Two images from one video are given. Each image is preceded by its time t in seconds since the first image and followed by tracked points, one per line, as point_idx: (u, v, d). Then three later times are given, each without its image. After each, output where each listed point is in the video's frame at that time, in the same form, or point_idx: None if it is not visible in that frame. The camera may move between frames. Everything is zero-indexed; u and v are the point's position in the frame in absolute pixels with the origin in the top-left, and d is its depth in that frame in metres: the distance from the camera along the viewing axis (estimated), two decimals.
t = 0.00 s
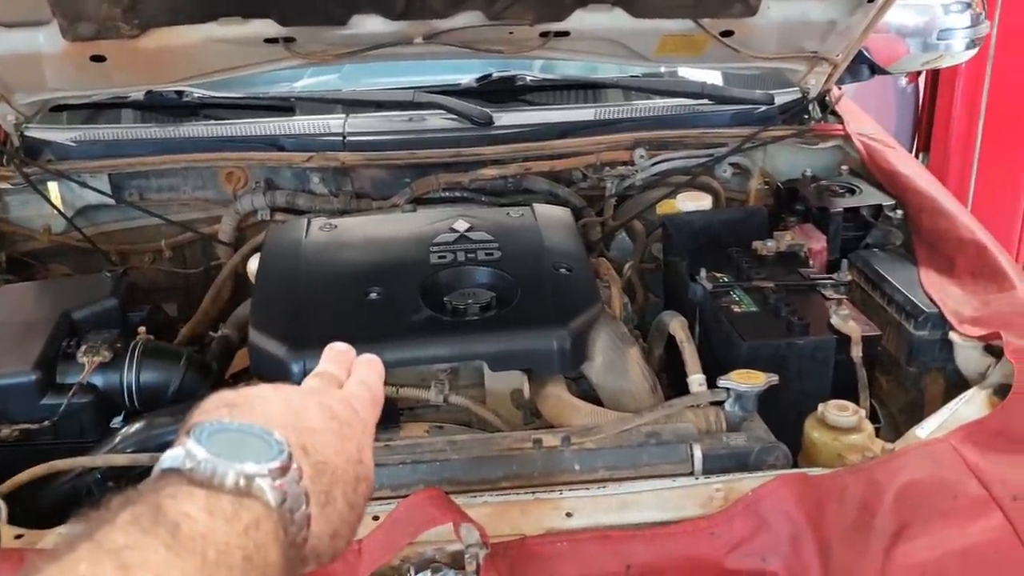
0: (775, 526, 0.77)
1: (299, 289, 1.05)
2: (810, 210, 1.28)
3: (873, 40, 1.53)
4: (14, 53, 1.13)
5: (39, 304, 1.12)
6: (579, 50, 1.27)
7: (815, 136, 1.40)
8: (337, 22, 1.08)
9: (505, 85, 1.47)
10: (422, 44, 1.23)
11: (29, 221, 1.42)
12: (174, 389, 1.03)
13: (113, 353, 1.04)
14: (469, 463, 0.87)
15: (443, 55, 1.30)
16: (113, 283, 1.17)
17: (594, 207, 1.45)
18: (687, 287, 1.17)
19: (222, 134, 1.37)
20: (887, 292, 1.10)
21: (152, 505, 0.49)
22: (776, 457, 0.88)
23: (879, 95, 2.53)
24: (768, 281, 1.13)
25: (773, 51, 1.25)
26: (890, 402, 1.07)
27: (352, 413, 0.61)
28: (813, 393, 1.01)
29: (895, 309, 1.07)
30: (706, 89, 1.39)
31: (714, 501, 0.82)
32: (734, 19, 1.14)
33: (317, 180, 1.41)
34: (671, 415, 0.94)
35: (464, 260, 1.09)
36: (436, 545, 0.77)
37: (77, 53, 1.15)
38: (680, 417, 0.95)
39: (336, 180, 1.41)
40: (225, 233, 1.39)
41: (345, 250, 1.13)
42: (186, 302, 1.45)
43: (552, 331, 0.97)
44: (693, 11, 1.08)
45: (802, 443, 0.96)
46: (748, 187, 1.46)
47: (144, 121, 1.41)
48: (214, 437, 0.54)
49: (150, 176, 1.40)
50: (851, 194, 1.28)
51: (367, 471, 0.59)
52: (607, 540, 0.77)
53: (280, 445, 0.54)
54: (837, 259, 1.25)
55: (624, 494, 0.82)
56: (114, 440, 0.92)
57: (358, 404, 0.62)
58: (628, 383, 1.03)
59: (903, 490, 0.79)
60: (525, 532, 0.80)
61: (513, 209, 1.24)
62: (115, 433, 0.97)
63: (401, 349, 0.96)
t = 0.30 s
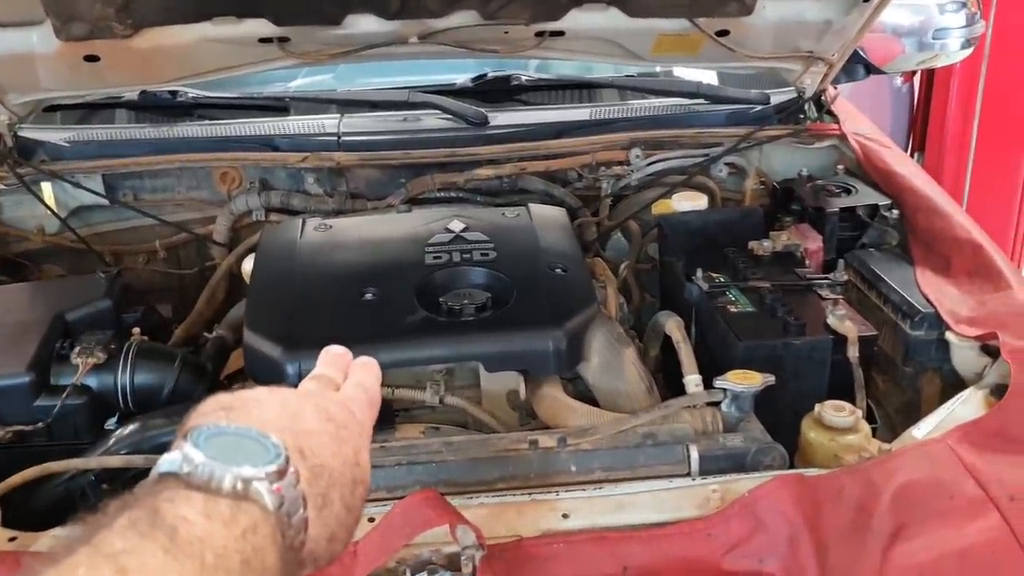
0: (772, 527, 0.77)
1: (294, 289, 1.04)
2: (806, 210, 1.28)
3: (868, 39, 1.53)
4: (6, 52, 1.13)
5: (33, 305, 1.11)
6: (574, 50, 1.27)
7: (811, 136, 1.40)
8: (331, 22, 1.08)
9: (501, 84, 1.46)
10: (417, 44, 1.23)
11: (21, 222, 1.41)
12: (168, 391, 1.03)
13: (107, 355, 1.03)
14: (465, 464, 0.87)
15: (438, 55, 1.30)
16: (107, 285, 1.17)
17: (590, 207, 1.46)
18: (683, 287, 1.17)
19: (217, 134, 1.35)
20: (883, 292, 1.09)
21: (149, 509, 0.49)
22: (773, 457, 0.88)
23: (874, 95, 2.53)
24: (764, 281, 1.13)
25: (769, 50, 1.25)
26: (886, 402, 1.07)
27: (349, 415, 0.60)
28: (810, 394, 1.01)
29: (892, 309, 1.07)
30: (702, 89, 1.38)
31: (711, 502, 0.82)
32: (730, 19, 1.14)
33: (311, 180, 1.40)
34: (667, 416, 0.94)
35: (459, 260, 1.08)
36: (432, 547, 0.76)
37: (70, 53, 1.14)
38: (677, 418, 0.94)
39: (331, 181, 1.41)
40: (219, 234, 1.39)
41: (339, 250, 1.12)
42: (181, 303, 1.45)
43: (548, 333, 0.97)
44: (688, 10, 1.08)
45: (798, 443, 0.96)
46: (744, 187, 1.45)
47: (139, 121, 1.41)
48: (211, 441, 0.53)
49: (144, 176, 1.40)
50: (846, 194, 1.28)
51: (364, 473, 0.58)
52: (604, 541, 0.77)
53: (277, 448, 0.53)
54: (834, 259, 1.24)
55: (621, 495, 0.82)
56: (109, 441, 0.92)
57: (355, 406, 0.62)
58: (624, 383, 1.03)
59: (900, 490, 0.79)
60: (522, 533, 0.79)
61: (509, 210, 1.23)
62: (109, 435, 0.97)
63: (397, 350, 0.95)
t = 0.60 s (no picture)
0: (763, 528, 0.77)
1: (283, 290, 1.04)
2: (797, 210, 1.28)
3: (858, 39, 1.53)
4: None
5: (20, 307, 1.11)
6: (565, 50, 1.26)
7: (801, 136, 1.39)
8: (320, 22, 1.07)
9: (491, 84, 1.47)
10: (406, 43, 1.22)
11: (8, 223, 1.40)
12: (156, 394, 1.02)
13: (93, 357, 1.02)
14: (455, 466, 0.87)
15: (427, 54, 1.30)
16: (94, 286, 1.16)
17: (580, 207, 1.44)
18: (674, 287, 1.17)
19: (206, 134, 1.36)
20: (873, 291, 1.09)
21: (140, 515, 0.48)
22: (763, 458, 0.87)
23: (866, 95, 2.53)
24: (755, 281, 1.13)
25: (759, 50, 1.25)
26: (876, 402, 1.07)
27: (343, 420, 0.59)
28: (800, 394, 1.01)
29: (882, 309, 1.07)
30: (693, 89, 1.41)
31: (701, 504, 0.81)
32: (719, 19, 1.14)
33: (300, 181, 1.39)
34: (657, 416, 0.93)
35: (448, 261, 1.08)
36: (421, 549, 0.76)
37: (56, 53, 1.14)
38: (667, 419, 0.94)
39: (320, 181, 1.39)
40: (208, 235, 1.37)
41: (328, 251, 1.12)
42: (170, 304, 1.44)
43: (538, 333, 0.97)
44: (678, 10, 1.08)
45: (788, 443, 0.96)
46: (734, 187, 1.44)
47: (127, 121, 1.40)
48: (203, 447, 0.53)
49: (132, 177, 1.38)
50: (837, 193, 1.28)
51: (357, 479, 0.57)
52: (593, 544, 0.76)
53: (270, 453, 0.53)
54: (824, 259, 1.24)
55: (611, 497, 0.82)
56: (96, 444, 0.91)
57: (349, 412, 0.61)
58: (614, 384, 1.02)
59: (890, 491, 0.79)
60: (511, 535, 0.79)
61: (499, 210, 1.23)
62: (96, 438, 0.96)
63: (386, 351, 0.95)
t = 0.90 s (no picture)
0: (751, 528, 0.77)
1: (270, 291, 1.03)
2: (786, 209, 1.28)
3: (847, 38, 1.53)
4: None
5: (9, 307, 1.11)
6: (554, 49, 1.26)
7: (789, 135, 1.39)
8: (307, 21, 1.07)
9: (480, 84, 1.47)
10: (395, 43, 1.21)
11: None
12: (142, 395, 1.01)
13: (78, 359, 1.02)
14: (443, 468, 0.86)
15: (416, 54, 1.29)
16: (81, 287, 1.16)
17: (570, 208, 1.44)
18: (663, 286, 1.17)
19: (193, 135, 1.36)
20: (863, 291, 1.09)
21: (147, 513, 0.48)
22: (752, 458, 0.87)
23: (855, 94, 2.54)
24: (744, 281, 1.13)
25: (748, 50, 1.25)
26: (866, 401, 1.07)
27: (352, 413, 0.60)
28: (789, 393, 1.01)
29: (871, 309, 1.07)
30: (683, 88, 1.38)
31: (690, 504, 0.81)
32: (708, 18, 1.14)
33: (288, 181, 1.38)
34: (646, 417, 0.93)
35: (437, 261, 1.07)
36: (409, 552, 0.75)
37: (41, 53, 1.13)
38: (656, 419, 0.94)
39: (308, 181, 1.38)
40: (196, 235, 1.37)
41: (317, 252, 1.11)
42: (157, 305, 1.44)
43: (527, 334, 0.96)
44: (667, 10, 1.08)
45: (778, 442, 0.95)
46: (724, 187, 1.44)
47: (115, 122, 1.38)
48: (211, 444, 0.53)
49: (119, 177, 1.37)
50: (826, 192, 1.28)
51: (365, 473, 0.58)
52: (583, 545, 0.76)
53: (278, 451, 0.54)
54: (813, 258, 1.24)
55: (600, 497, 0.82)
56: (81, 447, 0.90)
57: (359, 405, 0.62)
58: (602, 384, 1.02)
59: (880, 490, 0.79)
60: (500, 537, 0.78)
61: (488, 210, 1.22)
62: (81, 441, 0.95)
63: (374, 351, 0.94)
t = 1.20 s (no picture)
0: (725, 529, 0.77)
1: (245, 294, 1.03)
2: (761, 210, 1.29)
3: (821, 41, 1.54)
4: None
5: None
6: (530, 51, 1.26)
7: (766, 137, 1.40)
8: (282, 23, 1.06)
9: (456, 86, 1.46)
10: (370, 45, 1.21)
11: None
12: (114, 401, 1.00)
13: (49, 365, 1.01)
14: (419, 472, 0.86)
15: (392, 56, 1.29)
16: (52, 292, 1.15)
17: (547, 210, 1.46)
18: (639, 288, 1.18)
19: (167, 138, 1.35)
20: (836, 291, 1.10)
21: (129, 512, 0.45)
22: (726, 459, 0.88)
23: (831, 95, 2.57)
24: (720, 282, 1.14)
25: (723, 53, 1.26)
26: (839, 401, 1.08)
27: (385, 374, 0.56)
28: (763, 394, 1.01)
29: (844, 309, 1.07)
30: (659, 91, 1.38)
31: (665, 506, 0.81)
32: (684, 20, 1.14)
33: (263, 184, 1.38)
34: (622, 418, 0.93)
35: (413, 264, 1.07)
36: (384, 557, 0.74)
37: (12, 55, 1.12)
38: (632, 421, 0.94)
39: (284, 184, 1.39)
40: (169, 239, 1.36)
41: (292, 255, 1.10)
42: (132, 308, 1.43)
43: (503, 337, 0.96)
44: (642, 12, 1.09)
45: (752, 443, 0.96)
46: (700, 188, 1.45)
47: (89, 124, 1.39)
48: (230, 420, 0.49)
49: (92, 181, 1.36)
50: (800, 194, 1.29)
51: (394, 441, 0.54)
52: (558, 548, 0.76)
53: (297, 431, 0.50)
54: (787, 259, 1.24)
55: (575, 500, 0.82)
56: (51, 454, 0.89)
57: (396, 363, 0.57)
58: (579, 387, 1.02)
59: (853, 490, 0.79)
60: (475, 541, 0.78)
61: (465, 213, 1.22)
62: (52, 447, 0.94)
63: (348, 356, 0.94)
